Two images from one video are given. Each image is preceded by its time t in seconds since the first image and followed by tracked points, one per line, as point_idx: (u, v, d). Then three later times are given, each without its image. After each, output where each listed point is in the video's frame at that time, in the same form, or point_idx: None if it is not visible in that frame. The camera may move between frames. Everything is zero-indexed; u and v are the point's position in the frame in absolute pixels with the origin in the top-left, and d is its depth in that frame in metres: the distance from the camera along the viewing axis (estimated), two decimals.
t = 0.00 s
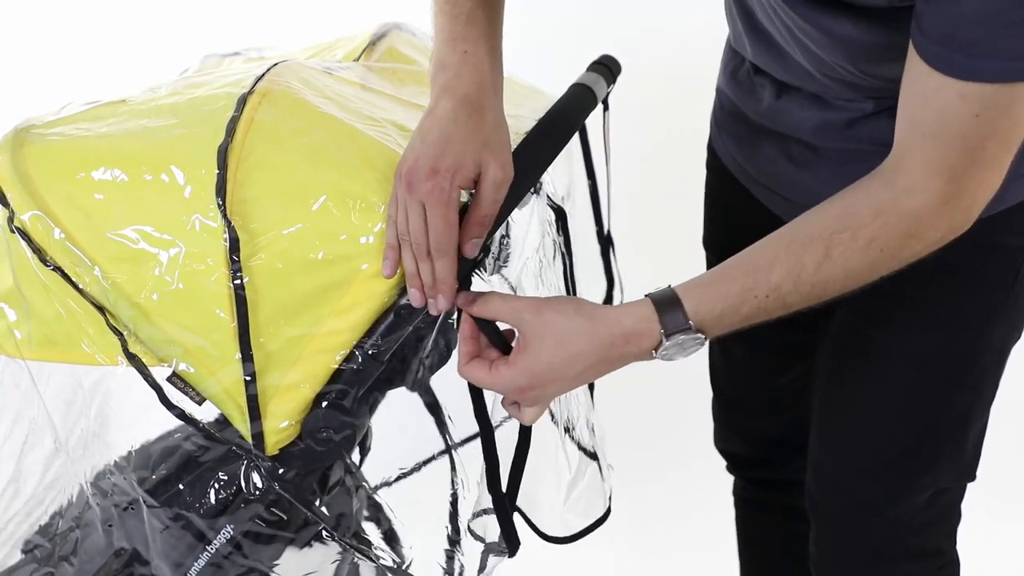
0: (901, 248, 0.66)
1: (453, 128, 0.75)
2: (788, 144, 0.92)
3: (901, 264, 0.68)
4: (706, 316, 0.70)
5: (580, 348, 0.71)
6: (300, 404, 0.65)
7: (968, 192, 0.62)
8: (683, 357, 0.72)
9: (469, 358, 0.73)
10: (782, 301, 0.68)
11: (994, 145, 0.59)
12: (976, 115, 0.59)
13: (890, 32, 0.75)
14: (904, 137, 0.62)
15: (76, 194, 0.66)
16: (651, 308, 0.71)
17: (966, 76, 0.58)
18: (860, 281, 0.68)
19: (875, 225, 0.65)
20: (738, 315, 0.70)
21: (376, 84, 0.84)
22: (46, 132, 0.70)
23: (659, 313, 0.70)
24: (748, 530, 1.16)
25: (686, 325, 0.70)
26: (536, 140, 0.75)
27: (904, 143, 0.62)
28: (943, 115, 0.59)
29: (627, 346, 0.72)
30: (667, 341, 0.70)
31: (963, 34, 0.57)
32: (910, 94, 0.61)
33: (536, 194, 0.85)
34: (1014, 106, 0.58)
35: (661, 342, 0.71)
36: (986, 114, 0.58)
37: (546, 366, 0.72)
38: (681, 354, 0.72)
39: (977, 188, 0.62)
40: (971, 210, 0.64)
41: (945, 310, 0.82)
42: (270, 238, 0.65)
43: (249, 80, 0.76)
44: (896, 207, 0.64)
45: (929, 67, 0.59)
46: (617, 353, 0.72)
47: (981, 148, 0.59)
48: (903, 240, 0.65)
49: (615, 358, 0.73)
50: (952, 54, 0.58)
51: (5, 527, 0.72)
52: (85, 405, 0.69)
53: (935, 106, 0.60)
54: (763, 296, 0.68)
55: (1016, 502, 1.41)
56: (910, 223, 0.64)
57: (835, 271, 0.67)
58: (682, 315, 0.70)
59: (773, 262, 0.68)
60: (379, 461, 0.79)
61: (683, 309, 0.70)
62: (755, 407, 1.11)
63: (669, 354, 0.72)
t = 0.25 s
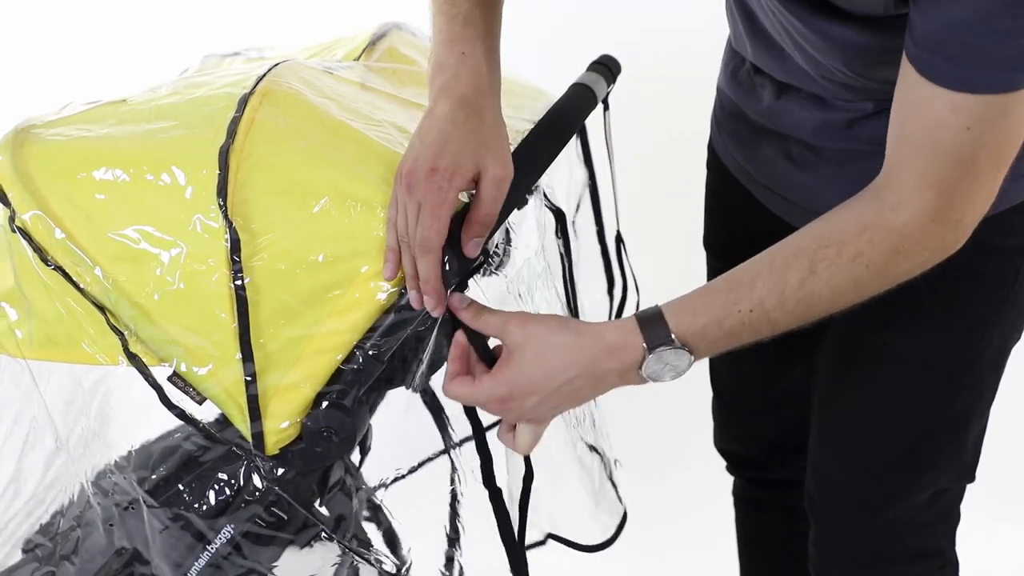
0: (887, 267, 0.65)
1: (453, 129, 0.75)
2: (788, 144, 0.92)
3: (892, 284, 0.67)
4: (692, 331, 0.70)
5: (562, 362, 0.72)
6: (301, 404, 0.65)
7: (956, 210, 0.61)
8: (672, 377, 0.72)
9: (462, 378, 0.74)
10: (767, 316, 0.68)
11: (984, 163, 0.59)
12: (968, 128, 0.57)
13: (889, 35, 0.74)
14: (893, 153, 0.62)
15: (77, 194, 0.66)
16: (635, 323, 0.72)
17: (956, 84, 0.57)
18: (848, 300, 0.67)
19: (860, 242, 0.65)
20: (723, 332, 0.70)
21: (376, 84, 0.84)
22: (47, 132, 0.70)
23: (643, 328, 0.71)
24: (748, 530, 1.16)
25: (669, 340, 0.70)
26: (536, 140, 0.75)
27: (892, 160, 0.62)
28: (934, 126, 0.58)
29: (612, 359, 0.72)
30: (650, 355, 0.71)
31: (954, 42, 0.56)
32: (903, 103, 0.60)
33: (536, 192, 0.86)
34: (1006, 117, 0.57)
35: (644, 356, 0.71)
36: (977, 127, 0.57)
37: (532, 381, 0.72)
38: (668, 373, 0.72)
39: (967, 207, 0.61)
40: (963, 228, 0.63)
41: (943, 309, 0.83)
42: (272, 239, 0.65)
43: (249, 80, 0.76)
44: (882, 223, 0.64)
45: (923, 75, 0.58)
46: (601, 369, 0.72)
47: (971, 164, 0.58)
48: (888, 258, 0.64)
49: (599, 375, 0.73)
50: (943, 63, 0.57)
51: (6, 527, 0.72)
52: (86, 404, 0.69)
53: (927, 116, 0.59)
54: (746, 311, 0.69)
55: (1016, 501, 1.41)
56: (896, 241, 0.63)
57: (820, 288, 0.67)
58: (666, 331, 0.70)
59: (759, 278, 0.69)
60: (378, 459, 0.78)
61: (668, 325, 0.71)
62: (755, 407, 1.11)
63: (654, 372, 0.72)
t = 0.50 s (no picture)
0: (890, 273, 0.66)
1: (452, 133, 0.75)
2: (788, 144, 0.92)
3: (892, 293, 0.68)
4: (698, 335, 0.70)
5: (569, 363, 0.71)
6: (296, 405, 0.65)
7: (958, 222, 0.62)
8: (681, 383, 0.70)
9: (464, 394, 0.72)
10: (770, 322, 0.69)
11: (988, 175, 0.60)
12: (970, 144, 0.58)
13: (888, 36, 0.74)
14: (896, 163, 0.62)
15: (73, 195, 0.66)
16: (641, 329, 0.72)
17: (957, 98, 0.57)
18: (850, 308, 0.68)
19: (862, 249, 0.65)
20: (728, 336, 0.70)
21: (374, 85, 0.84)
22: (44, 134, 0.70)
23: (645, 330, 0.71)
24: (747, 531, 1.16)
25: (674, 340, 0.69)
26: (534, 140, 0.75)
27: (897, 169, 0.63)
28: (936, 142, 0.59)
29: (618, 361, 0.71)
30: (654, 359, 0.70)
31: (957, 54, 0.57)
32: (905, 117, 0.61)
33: (535, 193, 0.87)
34: (1007, 132, 0.58)
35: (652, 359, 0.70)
36: (979, 141, 0.58)
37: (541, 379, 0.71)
38: (676, 378, 0.70)
39: (969, 216, 0.62)
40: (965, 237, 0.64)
41: (942, 310, 0.82)
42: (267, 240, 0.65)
43: (246, 82, 0.76)
44: (885, 231, 0.64)
45: (924, 90, 0.59)
46: (609, 371, 0.71)
47: (973, 176, 0.59)
48: (890, 265, 0.65)
49: (607, 379, 0.72)
50: (943, 77, 0.58)
51: (4, 529, 0.73)
52: (81, 407, 0.69)
53: (929, 131, 0.59)
54: (750, 314, 0.69)
55: (1016, 501, 1.41)
56: (899, 248, 0.64)
57: (824, 294, 0.67)
58: (671, 335, 0.70)
59: (761, 284, 0.69)
60: (377, 461, 0.78)
61: (673, 328, 0.70)
62: (753, 408, 1.11)
63: (660, 378, 0.71)
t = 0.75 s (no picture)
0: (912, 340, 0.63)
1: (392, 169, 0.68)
2: (796, 144, 0.92)
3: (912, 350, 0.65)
4: (735, 429, 0.66)
5: (614, 465, 0.66)
6: (294, 406, 0.65)
7: (973, 271, 0.60)
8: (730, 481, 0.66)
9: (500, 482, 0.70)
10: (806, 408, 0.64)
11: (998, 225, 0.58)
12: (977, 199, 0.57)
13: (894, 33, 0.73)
14: (903, 224, 0.61)
15: (72, 195, 0.66)
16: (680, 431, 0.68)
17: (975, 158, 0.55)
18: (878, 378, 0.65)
19: (883, 320, 0.62)
20: (766, 428, 0.65)
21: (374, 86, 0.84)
22: (43, 134, 0.70)
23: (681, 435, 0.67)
24: (749, 531, 1.16)
25: (712, 439, 0.66)
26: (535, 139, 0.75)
27: (906, 233, 0.60)
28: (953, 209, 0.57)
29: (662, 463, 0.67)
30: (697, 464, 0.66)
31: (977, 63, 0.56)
32: (916, 170, 0.58)
33: (535, 193, 0.87)
34: (1011, 183, 0.56)
35: (695, 462, 0.66)
36: (985, 196, 0.56)
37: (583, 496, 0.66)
38: (723, 477, 0.66)
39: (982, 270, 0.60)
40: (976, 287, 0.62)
41: (954, 320, 0.80)
42: (263, 240, 0.65)
43: (246, 82, 0.76)
44: (900, 298, 0.62)
45: (934, 147, 0.56)
46: (657, 481, 0.66)
47: (978, 229, 0.57)
48: (912, 331, 0.63)
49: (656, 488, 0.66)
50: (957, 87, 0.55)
51: (5, 528, 0.73)
52: (80, 408, 0.69)
53: (940, 193, 0.57)
54: (786, 402, 0.64)
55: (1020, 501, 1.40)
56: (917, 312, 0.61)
57: (850, 369, 0.63)
58: (710, 434, 0.66)
59: (781, 371, 0.65)
60: (377, 461, 0.81)
61: (710, 426, 0.67)
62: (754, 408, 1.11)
63: (707, 479, 0.66)
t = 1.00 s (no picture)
0: (899, 423, 0.75)
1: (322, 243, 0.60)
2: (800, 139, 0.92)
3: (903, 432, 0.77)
4: (734, 523, 0.80)
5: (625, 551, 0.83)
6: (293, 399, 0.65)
7: (954, 358, 0.71)
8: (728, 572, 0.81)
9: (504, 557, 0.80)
10: (814, 491, 0.77)
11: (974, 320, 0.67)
12: (966, 285, 0.64)
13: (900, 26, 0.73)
14: (883, 327, 0.72)
15: (71, 189, 0.66)
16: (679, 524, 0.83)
17: (958, 239, 0.61)
18: (870, 460, 0.77)
19: (868, 410, 0.74)
20: (766, 519, 0.79)
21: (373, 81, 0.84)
22: (43, 128, 0.70)
23: (682, 526, 0.83)
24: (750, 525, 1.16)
25: (711, 534, 0.81)
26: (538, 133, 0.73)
27: (884, 333, 0.72)
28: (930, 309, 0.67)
29: (669, 561, 0.83)
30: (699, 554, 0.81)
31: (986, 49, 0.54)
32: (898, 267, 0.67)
33: (535, 187, 0.86)
34: (998, 271, 0.64)
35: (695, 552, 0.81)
36: (977, 278, 0.63)
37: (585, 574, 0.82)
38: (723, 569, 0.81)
39: (960, 355, 0.71)
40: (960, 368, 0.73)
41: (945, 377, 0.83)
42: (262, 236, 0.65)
43: (245, 77, 0.77)
44: (886, 386, 0.73)
45: (932, 234, 0.62)
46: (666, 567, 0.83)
47: (969, 317, 0.67)
48: (897, 417, 0.74)
49: (668, 553, 0.83)
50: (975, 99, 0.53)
51: (3, 523, 0.72)
52: (79, 402, 0.69)
53: (930, 293, 0.66)
54: (779, 493, 0.78)
55: None
56: (903, 399, 0.73)
57: (839, 456, 0.76)
58: (708, 527, 0.81)
59: (782, 458, 0.78)
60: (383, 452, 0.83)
61: (710, 521, 0.81)
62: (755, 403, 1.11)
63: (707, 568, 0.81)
